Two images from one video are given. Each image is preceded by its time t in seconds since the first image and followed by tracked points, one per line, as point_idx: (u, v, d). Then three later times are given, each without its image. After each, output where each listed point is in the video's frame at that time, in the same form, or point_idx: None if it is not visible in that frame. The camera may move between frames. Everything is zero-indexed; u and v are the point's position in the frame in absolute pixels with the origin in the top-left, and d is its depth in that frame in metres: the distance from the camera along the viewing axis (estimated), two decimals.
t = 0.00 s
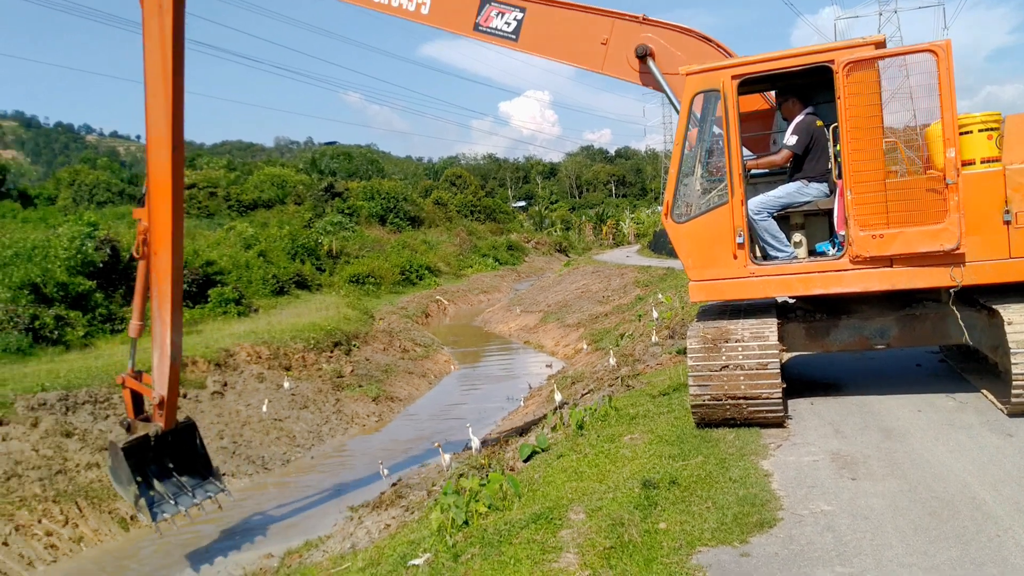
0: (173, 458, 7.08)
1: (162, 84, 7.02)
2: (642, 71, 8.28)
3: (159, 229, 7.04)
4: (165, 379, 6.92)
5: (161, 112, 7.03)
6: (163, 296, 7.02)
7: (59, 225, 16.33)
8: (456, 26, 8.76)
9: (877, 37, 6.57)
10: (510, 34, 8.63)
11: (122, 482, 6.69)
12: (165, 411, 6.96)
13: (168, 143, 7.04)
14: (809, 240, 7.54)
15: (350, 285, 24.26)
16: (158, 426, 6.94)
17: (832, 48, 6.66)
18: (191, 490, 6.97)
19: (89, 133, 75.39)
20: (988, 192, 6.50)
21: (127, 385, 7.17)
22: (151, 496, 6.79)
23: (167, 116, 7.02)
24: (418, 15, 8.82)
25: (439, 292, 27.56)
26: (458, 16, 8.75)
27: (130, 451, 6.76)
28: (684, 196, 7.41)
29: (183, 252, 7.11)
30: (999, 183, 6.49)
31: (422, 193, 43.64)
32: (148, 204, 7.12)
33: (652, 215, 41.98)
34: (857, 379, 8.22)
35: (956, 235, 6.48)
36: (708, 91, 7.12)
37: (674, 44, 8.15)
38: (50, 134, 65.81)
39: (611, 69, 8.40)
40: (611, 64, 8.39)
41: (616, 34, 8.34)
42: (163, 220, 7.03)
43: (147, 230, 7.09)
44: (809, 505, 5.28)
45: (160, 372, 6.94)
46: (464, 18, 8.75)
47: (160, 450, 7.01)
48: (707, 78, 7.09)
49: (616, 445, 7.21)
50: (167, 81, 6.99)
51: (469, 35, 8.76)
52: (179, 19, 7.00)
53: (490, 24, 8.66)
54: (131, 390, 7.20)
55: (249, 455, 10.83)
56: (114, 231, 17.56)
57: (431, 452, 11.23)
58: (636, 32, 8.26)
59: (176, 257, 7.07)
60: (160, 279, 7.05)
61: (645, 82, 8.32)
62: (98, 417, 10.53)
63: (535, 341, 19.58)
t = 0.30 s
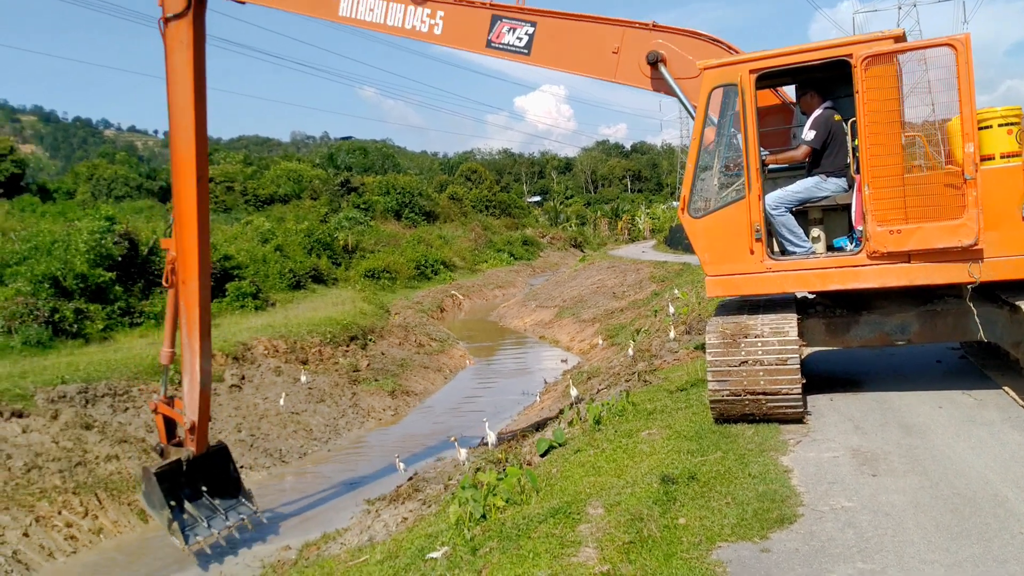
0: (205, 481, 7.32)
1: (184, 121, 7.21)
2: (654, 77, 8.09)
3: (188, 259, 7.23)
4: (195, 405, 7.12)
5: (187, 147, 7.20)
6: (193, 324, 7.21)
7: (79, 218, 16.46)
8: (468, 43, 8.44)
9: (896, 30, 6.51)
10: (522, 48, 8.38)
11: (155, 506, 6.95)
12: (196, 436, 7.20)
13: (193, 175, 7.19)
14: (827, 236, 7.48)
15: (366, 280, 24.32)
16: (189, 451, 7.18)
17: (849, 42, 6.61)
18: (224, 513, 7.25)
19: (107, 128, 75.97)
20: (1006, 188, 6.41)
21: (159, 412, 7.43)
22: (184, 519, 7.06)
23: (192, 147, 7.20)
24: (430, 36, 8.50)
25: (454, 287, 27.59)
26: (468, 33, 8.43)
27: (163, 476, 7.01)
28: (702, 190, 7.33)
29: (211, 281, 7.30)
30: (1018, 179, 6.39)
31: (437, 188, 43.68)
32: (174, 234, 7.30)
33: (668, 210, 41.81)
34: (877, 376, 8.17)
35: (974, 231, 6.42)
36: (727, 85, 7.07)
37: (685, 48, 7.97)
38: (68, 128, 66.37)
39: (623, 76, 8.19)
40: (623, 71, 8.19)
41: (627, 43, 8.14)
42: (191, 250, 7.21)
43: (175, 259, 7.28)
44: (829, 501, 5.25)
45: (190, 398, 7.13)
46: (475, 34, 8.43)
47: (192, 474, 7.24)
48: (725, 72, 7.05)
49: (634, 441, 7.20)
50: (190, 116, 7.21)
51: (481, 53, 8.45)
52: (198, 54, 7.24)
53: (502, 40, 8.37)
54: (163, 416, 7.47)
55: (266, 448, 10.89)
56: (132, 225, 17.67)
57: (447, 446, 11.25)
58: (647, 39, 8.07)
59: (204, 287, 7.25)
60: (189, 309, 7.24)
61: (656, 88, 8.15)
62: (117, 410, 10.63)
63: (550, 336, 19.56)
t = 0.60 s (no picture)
0: (240, 503, 7.83)
1: (205, 155, 7.58)
2: (663, 83, 7.90)
3: (213, 285, 7.54)
4: (228, 428, 7.44)
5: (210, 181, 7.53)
6: (222, 348, 7.54)
7: (94, 213, 16.56)
8: (479, 60, 8.42)
9: (912, 26, 6.45)
10: (531, 61, 8.28)
11: (194, 531, 7.42)
12: (230, 459, 7.51)
13: (213, 203, 7.51)
14: (842, 232, 7.38)
15: (379, 275, 24.38)
16: (224, 475, 7.52)
17: (864, 38, 6.55)
18: (260, 533, 7.84)
19: (121, 123, 76.41)
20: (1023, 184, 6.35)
21: (194, 438, 7.70)
22: (222, 542, 7.60)
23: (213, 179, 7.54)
24: (440, 55, 8.46)
25: (467, 282, 27.60)
26: (479, 49, 8.40)
27: (200, 501, 7.45)
28: (716, 185, 7.30)
29: (236, 304, 7.61)
30: None
31: (449, 184, 43.69)
32: (200, 262, 7.63)
33: (681, 206, 41.66)
34: (893, 372, 8.12)
35: (990, 227, 6.37)
36: (742, 82, 7.04)
37: (694, 54, 7.77)
38: (83, 123, 66.87)
39: (633, 84, 8.03)
40: (633, 79, 8.03)
41: (635, 51, 7.98)
42: (215, 275, 7.53)
43: (201, 284, 7.60)
44: (845, 498, 5.24)
45: (223, 421, 7.46)
46: (485, 49, 8.39)
47: (228, 497, 7.72)
48: (740, 68, 7.01)
49: (649, 436, 7.19)
50: (211, 150, 7.57)
51: (493, 68, 8.42)
52: (214, 84, 7.67)
53: (511, 54, 8.31)
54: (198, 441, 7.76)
55: (281, 442, 10.96)
56: (147, 219, 17.76)
57: (461, 441, 11.28)
58: (655, 46, 7.91)
59: (230, 311, 7.57)
60: (218, 335, 7.56)
61: (666, 94, 7.95)
62: (133, 403, 10.72)
63: (563, 332, 19.56)
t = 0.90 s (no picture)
0: (262, 513, 7.77)
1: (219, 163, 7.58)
2: (673, 83, 7.87)
3: (231, 294, 7.58)
4: (249, 436, 7.46)
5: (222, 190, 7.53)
6: (240, 358, 7.55)
7: (108, 208, 16.66)
8: (487, 63, 8.35)
9: (928, 20, 6.39)
10: (540, 64, 8.23)
11: (219, 542, 7.35)
12: (252, 469, 7.52)
13: (229, 210, 7.55)
14: (856, 227, 7.34)
15: (391, 270, 24.42)
16: (248, 486, 7.52)
17: (879, 32, 6.49)
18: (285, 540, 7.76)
19: (135, 118, 76.91)
20: None
21: (213, 447, 7.64)
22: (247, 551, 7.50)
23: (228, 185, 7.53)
24: (449, 60, 8.43)
25: (478, 277, 27.62)
26: (488, 51, 8.34)
27: (223, 512, 7.40)
28: (729, 180, 7.27)
29: (254, 313, 7.65)
30: None
31: (461, 179, 43.70)
32: (216, 272, 7.65)
33: (693, 202, 41.49)
34: (906, 369, 8.07)
35: (1006, 223, 6.32)
36: (756, 76, 6.99)
37: (704, 53, 7.73)
38: (97, 119, 67.38)
39: (643, 85, 7.97)
40: (643, 80, 7.97)
41: (645, 51, 7.93)
42: (232, 284, 7.55)
43: (219, 295, 7.62)
44: (858, 494, 5.21)
45: (245, 432, 7.46)
46: (494, 53, 8.33)
47: (250, 507, 7.66)
48: (755, 62, 6.96)
49: (660, 432, 7.17)
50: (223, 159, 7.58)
51: (501, 72, 8.35)
52: (225, 93, 7.69)
53: (520, 57, 8.26)
54: (218, 452, 7.68)
55: (292, 436, 11.00)
56: (160, 214, 17.84)
57: (471, 436, 11.29)
58: (665, 46, 7.87)
59: (248, 319, 7.61)
60: (236, 342, 7.57)
61: (675, 94, 7.91)
62: (146, 397, 10.79)
63: (574, 327, 19.54)
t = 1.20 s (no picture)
0: (274, 506, 7.77)
1: (228, 155, 7.58)
2: (681, 76, 7.89)
3: (239, 286, 7.56)
4: (262, 430, 7.49)
5: (230, 184, 7.52)
6: (251, 350, 7.57)
7: (115, 201, 16.72)
8: (494, 55, 8.35)
9: (938, 16, 6.36)
10: (548, 57, 8.23)
11: (234, 535, 7.30)
12: (265, 461, 7.51)
13: (236, 202, 7.53)
14: (864, 223, 7.25)
15: (397, 265, 24.44)
16: (262, 477, 7.54)
17: (890, 27, 6.46)
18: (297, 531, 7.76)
19: (142, 112, 77.20)
20: None
21: (226, 441, 7.56)
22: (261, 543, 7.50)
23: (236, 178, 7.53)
24: (455, 51, 8.42)
25: (484, 273, 27.62)
26: (495, 44, 8.34)
27: (237, 505, 7.36)
28: (737, 175, 7.23)
29: (264, 305, 7.65)
30: None
31: (468, 174, 43.70)
32: (224, 265, 7.67)
33: (700, 197, 41.39)
34: (913, 365, 8.04)
35: (1015, 219, 6.29)
36: (764, 70, 6.97)
37: (712, 46, 7.76)
38: (104, 112, 67.67)
39: (651, 78, 8.00)
40: (651, 73, 7.99)
41: (652, 44, 7.94)
42: (240, 277, 7.55)
43: (229, 287, 7.62)
44: (863, 490, 5.20)
45: (257, 424, 7.50)
46: (501, 45, 8.33)
47: (262, 500, 7.64)
48: (764, 56, 6.94)
49: (665, 428, 7.17)
50: (231, 151, 7.58)
51: (508, 64, 8.36)
52: (231, 82, 7.64)
53: (527, 49, 8.24)
54: (230, 445, 7.60)
55: (298, 430, 11.04)
56: (167, 208, 17.89)
57: (477, 431, 11.31)
58: (673, 39, 7.88)
59: (258, 311, 7.62)
60: (246, 336, 7.58)
61: (683, 87, 7.95)
62: (152, 390, 10.83)
63: (580, 323, 19.53)
